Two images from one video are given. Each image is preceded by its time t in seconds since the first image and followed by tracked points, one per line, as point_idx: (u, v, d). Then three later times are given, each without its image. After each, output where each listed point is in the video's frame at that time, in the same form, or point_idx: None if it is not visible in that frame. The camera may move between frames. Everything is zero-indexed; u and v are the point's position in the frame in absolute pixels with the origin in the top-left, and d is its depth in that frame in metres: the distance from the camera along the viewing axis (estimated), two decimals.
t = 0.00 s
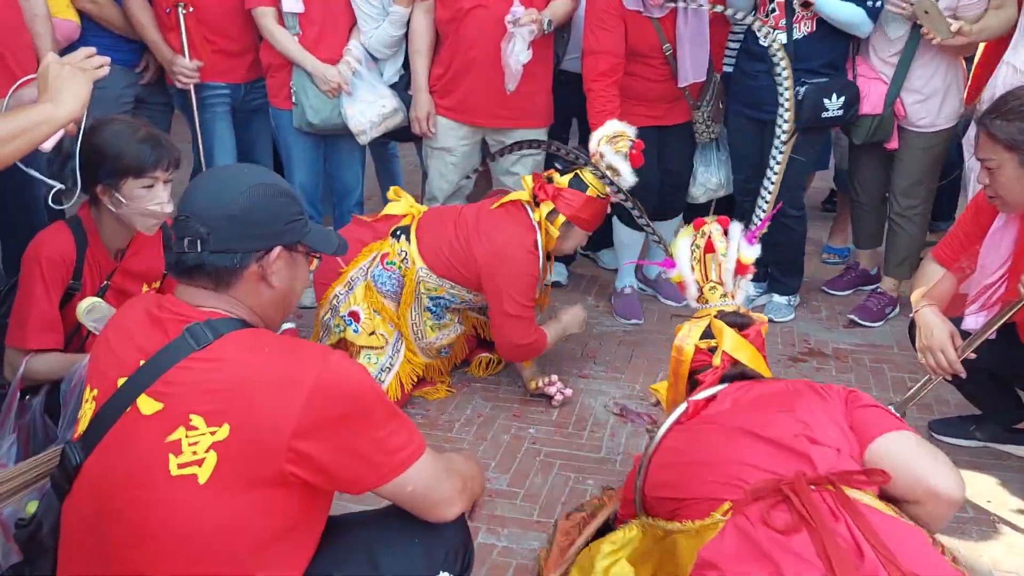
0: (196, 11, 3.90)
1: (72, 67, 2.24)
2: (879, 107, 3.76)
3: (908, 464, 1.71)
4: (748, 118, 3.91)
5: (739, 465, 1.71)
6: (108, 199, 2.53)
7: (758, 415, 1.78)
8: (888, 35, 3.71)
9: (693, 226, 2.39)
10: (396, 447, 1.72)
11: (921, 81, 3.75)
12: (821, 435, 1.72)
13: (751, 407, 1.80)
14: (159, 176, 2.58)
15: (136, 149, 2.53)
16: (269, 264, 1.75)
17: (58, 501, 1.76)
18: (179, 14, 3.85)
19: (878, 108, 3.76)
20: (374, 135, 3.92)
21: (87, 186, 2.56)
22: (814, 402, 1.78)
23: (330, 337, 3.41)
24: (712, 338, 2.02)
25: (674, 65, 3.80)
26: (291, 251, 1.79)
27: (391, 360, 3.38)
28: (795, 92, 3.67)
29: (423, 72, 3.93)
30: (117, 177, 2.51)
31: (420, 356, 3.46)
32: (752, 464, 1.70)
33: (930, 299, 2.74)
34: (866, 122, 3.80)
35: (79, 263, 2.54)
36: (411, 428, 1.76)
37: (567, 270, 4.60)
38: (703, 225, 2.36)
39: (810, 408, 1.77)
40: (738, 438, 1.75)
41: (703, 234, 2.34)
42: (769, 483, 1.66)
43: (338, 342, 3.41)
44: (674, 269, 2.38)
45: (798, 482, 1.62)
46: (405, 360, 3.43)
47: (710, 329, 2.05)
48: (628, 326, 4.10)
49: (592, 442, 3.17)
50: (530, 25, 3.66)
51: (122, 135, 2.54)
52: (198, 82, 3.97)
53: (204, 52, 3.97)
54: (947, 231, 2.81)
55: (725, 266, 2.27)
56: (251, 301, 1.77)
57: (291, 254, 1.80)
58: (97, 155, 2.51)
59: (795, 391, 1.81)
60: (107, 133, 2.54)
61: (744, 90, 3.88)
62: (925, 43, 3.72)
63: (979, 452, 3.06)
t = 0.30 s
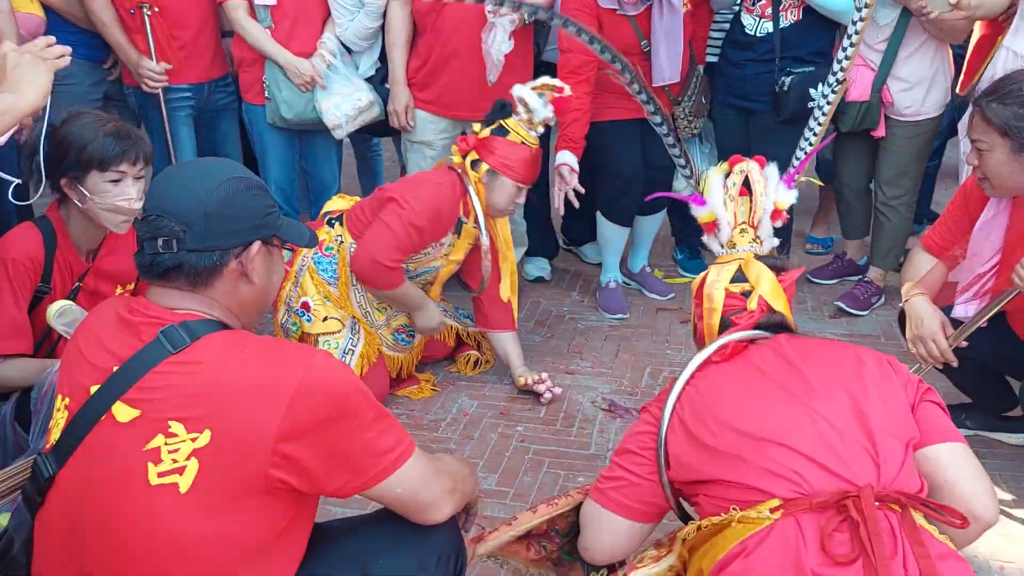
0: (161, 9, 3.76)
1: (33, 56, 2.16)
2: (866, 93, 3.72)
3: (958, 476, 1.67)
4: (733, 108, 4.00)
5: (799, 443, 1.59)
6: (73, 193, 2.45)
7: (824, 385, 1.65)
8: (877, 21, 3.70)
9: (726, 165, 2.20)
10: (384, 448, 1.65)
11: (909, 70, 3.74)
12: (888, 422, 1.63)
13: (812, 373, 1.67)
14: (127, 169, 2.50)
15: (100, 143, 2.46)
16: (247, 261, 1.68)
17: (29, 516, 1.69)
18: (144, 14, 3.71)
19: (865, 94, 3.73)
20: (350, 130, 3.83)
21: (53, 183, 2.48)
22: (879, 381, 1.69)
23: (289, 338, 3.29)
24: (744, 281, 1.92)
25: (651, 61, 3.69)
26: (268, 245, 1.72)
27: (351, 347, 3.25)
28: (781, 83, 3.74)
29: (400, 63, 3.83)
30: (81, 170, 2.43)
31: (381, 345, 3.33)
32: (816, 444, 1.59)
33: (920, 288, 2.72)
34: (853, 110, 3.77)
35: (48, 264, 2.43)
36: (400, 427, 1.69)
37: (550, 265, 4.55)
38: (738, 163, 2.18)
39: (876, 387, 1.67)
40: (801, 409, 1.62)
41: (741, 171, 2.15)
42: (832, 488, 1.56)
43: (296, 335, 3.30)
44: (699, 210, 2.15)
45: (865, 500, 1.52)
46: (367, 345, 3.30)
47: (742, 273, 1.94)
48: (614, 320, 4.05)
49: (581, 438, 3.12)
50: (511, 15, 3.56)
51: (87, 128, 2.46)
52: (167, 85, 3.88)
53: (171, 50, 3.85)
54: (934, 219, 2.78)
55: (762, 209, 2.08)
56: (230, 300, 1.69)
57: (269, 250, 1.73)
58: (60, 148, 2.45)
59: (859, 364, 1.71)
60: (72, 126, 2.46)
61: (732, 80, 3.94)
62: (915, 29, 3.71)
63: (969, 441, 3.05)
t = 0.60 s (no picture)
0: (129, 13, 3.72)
1: None
2: (849, 91, 3.77)
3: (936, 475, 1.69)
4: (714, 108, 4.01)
5: (794, 448, 1.58)
6: (38, 191, 2.44)
7: (816, 383, 1.63)
8: (855, 19, 3.75)
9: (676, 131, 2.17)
10: (359, 444, 1.62)
11: (889, 70, 3.78)
12: (880, 423, 1.63)
13: (805, 369, 1.65)
14: (88, 168, 2.46)
15: (61, 142, 2.44)
16: (233, 267, 1.65)
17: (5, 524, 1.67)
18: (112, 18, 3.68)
19: (849, 92, 3.77)
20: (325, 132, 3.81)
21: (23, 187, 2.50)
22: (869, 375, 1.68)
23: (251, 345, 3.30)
24: (722, 251, 1.86)
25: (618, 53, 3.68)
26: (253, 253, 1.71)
27: (313, 343, 3.27)
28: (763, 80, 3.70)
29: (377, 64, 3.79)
30: (43, 170, 2.44)
31: (345, 334, 3.39)
32: (811, 449, 1.58)
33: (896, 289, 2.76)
34: (838, 106, 3.81)
35: (22, 274, 2.38)
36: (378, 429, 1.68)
37: (529, 267, 4.55)
38: (687, 128, 2.16)
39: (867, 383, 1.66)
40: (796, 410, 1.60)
41: (693, 138, 2.14)
42: (825, 497, 1.56)
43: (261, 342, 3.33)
44: (659, 177, 2.08)
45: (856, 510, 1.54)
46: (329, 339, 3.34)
47: (719, 243, 1.88)
48: (593, 321, 4.06)
49: (561, 440, 3.13)
50: (489, 15, 3.53)
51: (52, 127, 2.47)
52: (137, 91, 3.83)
53: (142, 53, 3.82)
54: (910, 220, 2.82)
55: (718, 174, 2.11)
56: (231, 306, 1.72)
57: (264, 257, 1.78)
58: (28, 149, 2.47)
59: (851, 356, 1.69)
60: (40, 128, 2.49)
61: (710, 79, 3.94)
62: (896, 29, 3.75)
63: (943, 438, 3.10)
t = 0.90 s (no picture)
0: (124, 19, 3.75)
1: None
2: (836, 88, 3.82)
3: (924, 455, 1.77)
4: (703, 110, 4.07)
5: (801, 447, 1.57)
6: (39, 200, 2.45)
7: (833, 378, 1.59)
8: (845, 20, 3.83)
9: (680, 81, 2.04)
10: (320, 433, 1.56)
11: (874, 67, 3.82)
12: (890, 421, 1.62)
13: (824, 360, 1.60)
14: (89, 175, 2.48)
15: (61, 149, 2.46)
16: (220, 267, 1.68)
17: None
18: (109, 25, 3.67)
19: (835, 90, 3.82)
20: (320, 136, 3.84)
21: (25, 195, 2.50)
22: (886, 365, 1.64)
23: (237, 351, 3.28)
24: (733, 210, 1.85)
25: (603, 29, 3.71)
26: (247, 256, 1.72)
27: (301, 348, 3.26)
28: (760, 81, 3.76)
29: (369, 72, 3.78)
30: (44, 176, 2.44)
31: (335, 335, 3.41)
32: (819, 445, 1.57)
33: (880, 288, 2.82)
34: (826, 104, 3.85)
35: (16, 278, 2.41)
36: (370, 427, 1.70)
37: (520, 268, 4.59)
38: (691, 78, 2.06)
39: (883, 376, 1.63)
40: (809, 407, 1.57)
41: (694, 87, 2.06)
42: (827, 497, 1.57)
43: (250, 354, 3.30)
44: (665, 132, 1.99)
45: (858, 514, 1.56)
46: (317, 341, 3.33)
47: (730, 202, 1.86)
48: (584, 322, 4.10)
49: (554, 440, 3.17)
50: (477, 21, 3.61)
51: (53, 134, 2.47)
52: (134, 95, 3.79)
53: (136, 59, 3.85)
54: (894, 219, 2.89)
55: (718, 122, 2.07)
56: (203, 302, 1.69)
57: (248, 258, 1.72)
58: (28, 155, 2.46)
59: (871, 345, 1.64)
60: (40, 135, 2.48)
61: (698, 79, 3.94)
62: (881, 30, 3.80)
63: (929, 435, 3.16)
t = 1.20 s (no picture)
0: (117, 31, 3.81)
1: None
2: (824, 101, 3.83)
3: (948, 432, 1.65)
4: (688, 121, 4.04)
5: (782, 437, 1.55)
6: (45, 206, 2.51)
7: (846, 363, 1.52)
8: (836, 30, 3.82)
9: None
10: (293, 445, 1.57)
11: (863, 76, 3.85)
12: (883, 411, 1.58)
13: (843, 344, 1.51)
14: (92, 173, 2.58)
15: (60, 154, 2.54)
16: (193, 275, 1.70)
17: None
18: (103, 36, 3.75)
19: (823, 102, 3.83)
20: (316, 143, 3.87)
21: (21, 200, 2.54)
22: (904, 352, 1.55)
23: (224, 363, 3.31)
24: (747, 126, 1.59)
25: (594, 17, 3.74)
26: (221, 262, 1.73)
27: (287, 357, 3.27)
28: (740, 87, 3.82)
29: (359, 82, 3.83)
30: (46, 179, 2.50)
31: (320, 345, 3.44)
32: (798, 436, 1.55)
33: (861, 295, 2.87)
34: (816, 115, 3.86)
35: (15, 283, 2.43)
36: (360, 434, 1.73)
37: (510, 275, 4.64)
38: None
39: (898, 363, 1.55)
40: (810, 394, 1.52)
41: None
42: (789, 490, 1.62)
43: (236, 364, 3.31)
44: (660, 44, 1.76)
45: (811, 509, 1.61)
46: (302, 348, 3.34)
47: (743, 117, 1.60)
48: (573, 328, 4.14)
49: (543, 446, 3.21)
50: (467, 33, 3.69)
51: (51, 139, 2.55)
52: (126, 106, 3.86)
53: (129, 71, 3.90)
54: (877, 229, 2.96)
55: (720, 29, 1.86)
56: (179, 310, 1.71)
57: (222, 265, 1.73)
58: (25, 161, 2.52)
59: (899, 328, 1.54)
60: (36, 142, 2.55)
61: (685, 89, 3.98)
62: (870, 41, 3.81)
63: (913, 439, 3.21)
